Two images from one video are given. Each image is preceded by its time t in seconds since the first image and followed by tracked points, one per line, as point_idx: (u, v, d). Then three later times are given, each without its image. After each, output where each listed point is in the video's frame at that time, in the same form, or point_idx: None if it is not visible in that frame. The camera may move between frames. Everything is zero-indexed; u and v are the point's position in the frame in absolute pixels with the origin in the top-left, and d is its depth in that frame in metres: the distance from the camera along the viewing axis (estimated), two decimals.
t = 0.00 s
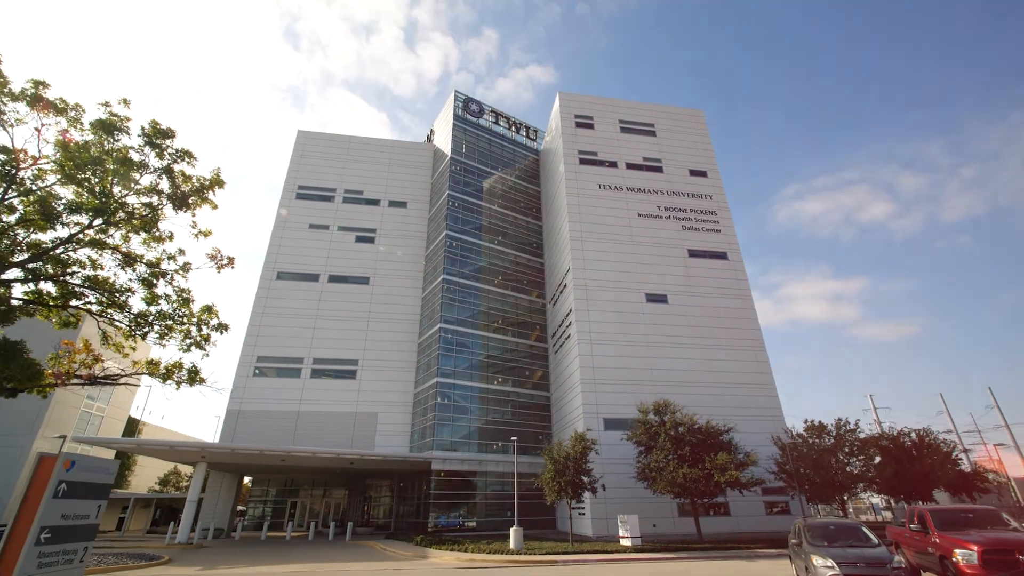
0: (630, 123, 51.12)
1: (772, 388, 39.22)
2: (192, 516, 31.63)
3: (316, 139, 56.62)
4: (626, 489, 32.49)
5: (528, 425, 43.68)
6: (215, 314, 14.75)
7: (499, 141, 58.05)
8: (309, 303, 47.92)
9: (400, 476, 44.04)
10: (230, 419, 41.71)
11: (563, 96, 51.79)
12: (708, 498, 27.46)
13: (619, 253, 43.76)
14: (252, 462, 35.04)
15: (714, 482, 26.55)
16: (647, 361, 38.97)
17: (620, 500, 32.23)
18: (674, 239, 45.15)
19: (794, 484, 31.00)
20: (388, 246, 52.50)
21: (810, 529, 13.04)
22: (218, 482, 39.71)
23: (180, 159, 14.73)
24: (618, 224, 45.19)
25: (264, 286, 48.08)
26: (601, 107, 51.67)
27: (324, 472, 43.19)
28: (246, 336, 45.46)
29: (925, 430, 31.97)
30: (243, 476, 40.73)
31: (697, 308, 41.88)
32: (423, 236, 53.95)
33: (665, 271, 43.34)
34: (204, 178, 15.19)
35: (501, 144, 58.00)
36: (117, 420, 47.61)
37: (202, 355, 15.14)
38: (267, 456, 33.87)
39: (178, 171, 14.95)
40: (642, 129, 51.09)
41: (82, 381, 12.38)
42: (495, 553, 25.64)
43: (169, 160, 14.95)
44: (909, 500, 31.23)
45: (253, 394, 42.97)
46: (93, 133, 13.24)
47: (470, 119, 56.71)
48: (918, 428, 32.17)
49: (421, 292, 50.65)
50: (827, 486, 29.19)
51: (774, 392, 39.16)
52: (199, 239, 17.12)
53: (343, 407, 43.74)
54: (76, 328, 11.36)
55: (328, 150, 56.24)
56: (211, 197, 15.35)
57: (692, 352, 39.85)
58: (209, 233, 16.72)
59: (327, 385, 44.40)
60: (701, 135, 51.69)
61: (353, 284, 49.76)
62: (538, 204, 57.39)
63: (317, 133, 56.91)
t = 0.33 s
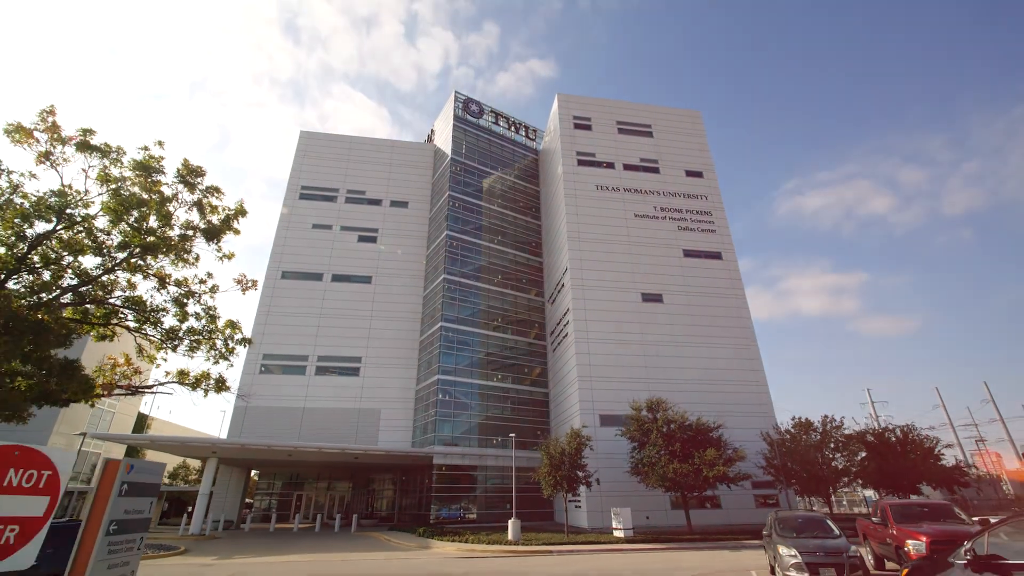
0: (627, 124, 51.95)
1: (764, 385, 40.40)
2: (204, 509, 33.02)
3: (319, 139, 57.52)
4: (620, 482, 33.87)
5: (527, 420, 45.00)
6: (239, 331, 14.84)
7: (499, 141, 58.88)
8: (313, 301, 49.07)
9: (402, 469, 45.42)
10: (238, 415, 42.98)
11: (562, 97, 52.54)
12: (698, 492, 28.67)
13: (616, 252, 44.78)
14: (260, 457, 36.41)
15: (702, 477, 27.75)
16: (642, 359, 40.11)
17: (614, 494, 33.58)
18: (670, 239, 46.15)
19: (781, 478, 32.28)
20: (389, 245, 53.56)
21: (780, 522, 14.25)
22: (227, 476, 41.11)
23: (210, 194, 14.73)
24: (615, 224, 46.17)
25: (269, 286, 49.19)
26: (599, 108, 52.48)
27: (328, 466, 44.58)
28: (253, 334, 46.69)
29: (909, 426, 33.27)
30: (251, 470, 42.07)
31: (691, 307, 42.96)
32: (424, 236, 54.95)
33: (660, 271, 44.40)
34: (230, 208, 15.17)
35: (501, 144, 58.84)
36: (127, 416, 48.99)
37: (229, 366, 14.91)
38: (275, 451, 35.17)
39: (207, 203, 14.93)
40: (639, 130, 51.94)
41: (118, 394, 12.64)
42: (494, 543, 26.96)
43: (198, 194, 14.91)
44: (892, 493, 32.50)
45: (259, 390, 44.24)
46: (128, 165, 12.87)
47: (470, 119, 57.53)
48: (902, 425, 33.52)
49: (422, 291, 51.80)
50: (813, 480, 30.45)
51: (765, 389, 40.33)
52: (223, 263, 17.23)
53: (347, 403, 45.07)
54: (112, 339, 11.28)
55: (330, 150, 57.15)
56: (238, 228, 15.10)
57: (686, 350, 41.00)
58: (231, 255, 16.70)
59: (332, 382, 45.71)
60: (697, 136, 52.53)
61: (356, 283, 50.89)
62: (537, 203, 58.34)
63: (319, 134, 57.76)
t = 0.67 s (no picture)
0: (625, 125, 52.77)
1: (756, 381, 41.55)
2: (214, 501, 34.38)
3: (321, 140, 58.38)
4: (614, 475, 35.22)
5: (526, 415, 46.26)
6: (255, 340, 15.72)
7: (498, 141, 59.74)
8: (316, 300, 50.19)
9: (404, 463, 46.78)
10: (244, 411, 44.27)
11: (560, 98, 53.29)
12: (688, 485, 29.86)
13: (612, 252, 45.76)
14: (267, 451, 37.67)
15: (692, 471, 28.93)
16: (638, 357, 41.24)
17: (608, 487, 34.88)
18: (666, 239, 47.12)
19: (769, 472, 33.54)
20: (390, 244, 54.61)
21: (755, 515, 15.40)
22: (234, 470, 42.47)
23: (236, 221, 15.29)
24: (611, 224, 47.11)
25: (273, 284, 50.28)
26: (597, 108, 53.25)
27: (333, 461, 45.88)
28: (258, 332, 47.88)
29: (893, 422, 34.49)
30: (257, 464, 43.37)
31: (686, 306, 44.01)
32: (425, 235, 55.94)
33: (655, 270, 45.44)
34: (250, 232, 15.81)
35: (501, 143, 59.69)
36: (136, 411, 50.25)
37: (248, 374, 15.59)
38: (281, 446, 36.42)
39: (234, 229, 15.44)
40: (636, 131, 52.75)
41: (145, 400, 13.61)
42: (492, 534, 28.24)
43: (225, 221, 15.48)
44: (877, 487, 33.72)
45: (265, 386, 45.47)
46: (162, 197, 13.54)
47: (470, 120, 58.39)
48: (887, 421, 34.73)
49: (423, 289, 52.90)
50: (799, 474, 31.67)
51: (757, 386, 41.47)
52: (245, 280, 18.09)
53: (351, 399, 46.35)
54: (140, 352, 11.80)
55: (332, 151, 58.02)
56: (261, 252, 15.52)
57: (680, 348, 42.15)
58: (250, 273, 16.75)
59: (335, 378, 46.94)
60: (693, 136, 53.36)
61: (359, 282, 51.96)
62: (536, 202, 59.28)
63: (321, 135, 58.59)
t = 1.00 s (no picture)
0: (622, 126, 53.58)
1: (748, 378, 42.71)
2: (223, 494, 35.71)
3: (323, 140, 59.23)
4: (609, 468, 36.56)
5: (524, 410, 47.59)
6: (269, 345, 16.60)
7: (498, 140, 60.59)
8: (320, 297, 51.33)
9: (406, 457, 48.11)
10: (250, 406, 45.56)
11: (559, 99, 54.02)
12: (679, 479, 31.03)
13: (608, 251, 46.73)
14: (274, 446, 38.87)
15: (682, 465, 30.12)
16: (633, 354, 42.37)
17: (603, 479, 36.22)
18: (662, 238, 48.09)
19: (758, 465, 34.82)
20: (392, 243, 55.69)
21: (733, 507, 16.55)
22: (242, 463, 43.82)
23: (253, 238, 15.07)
24: (608, 224, 48.06)
25: (277, 283, 51.35)
26: (595, 109, 54.02)
27: (337, 454, 47.22)
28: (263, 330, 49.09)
29: (880, 417, 35.64)
30: (263, 457, 44.64)
31: (681, 304, 45.08)
32: (425, 234, 56.97)
33: (651, 269, 46.44)
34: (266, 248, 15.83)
35: (500, 143, 60.54)
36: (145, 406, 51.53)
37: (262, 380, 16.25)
38: (287, 440, 37.69)
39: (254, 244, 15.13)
40: (633, 131, 53.56)
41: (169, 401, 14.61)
42: (490, 525, 29.52)
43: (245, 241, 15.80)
44: (863, 480, 34.95)
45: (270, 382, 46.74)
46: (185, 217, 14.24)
47: (470, 119, 59.20)
48: (874, 417, 35.90)
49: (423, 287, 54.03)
50: (787, 468, 32.84)
51: (749, 382, 42.61)
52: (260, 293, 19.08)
53: (354, 395, 47.67)
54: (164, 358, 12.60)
55: (334, 150, 58.92)
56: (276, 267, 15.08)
57: (674, 345, 43.30)
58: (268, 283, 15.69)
59: (339, 374, 48.22)
60: (690, 137, 54.18)
61: (361, 280, 53.03)
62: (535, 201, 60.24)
63: (323, 134, 59.42)
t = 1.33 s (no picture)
0: (620, 126, 54.39)
1: (741, 375, 43.89)
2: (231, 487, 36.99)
3: (325, 139, 60.10)
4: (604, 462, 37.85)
5: (523, 405, 48.88)
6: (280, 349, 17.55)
7: (497, 140, 61.42)
8: (323, 295, 52.46)
9: (407, 451, 49.50)
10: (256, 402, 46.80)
11: (557, 100, 54.80)
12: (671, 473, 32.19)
13: (605, 250, 47.69)
14: (280, 440, 40.14)
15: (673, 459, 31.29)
16: (628, 352, 43.50)
17: (598, 473, 37.48)
18: (658, 238, 49.05)
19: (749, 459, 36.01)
20: (393, 242, 56.73)
21: (716, 499, 17.64)
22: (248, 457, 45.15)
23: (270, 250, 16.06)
24: (606, 223, 49.01)
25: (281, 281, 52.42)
26: (593, 110, 54.78)
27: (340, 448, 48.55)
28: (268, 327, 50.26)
29: (867, 413, 36.78)
30: (269, 452, 45.87)
31: (676, 302, 46.16)
32: (426, 233, 58.02)
33: (647, 268, 47.44)
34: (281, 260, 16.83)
35: (500, 143, 61.37)
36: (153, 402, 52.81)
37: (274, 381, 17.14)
38: (292, 435, 38.89)
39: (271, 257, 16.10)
40: (631, 131, 54.39)
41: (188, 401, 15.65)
42: (489, 517, 30.73)
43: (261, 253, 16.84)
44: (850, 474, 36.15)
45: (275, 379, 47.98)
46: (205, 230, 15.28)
47: (470, 119, 60.00)
48: (861, 412, 37.04)
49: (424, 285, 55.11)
50: (776, 462, 34.01)
51: (742, 379, 43.75)
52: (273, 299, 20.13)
53: (356, 391, 48.98)
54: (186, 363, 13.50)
55: (336, 150, 59.81)
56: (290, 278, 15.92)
57: (669, 343, 44.40)
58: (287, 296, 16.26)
59: (343, 371, 49.45)
60: (687, 137, 55.01)
61: (363, 278, 54.08)
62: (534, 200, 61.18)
63: (325, 134, 60.26)
